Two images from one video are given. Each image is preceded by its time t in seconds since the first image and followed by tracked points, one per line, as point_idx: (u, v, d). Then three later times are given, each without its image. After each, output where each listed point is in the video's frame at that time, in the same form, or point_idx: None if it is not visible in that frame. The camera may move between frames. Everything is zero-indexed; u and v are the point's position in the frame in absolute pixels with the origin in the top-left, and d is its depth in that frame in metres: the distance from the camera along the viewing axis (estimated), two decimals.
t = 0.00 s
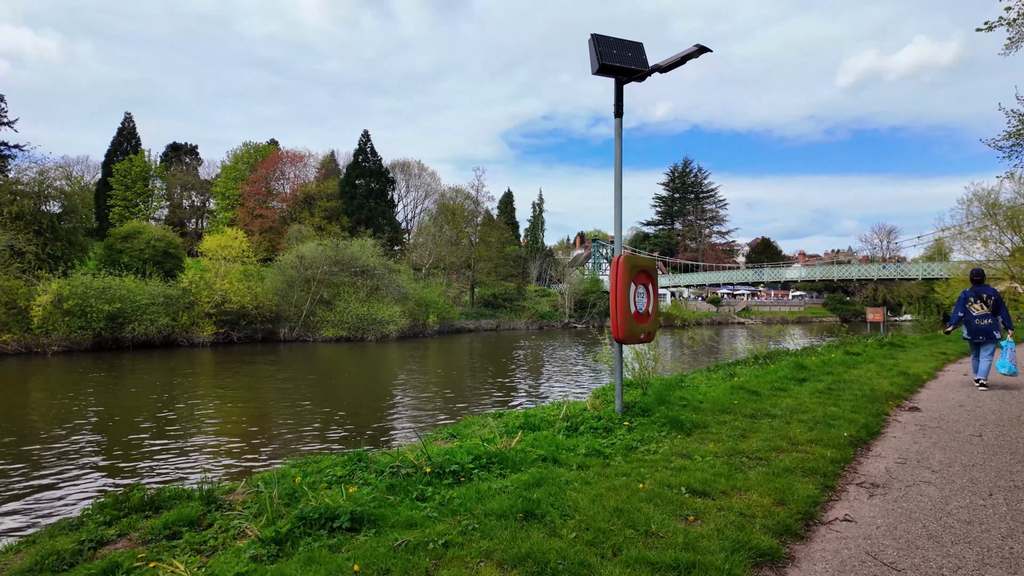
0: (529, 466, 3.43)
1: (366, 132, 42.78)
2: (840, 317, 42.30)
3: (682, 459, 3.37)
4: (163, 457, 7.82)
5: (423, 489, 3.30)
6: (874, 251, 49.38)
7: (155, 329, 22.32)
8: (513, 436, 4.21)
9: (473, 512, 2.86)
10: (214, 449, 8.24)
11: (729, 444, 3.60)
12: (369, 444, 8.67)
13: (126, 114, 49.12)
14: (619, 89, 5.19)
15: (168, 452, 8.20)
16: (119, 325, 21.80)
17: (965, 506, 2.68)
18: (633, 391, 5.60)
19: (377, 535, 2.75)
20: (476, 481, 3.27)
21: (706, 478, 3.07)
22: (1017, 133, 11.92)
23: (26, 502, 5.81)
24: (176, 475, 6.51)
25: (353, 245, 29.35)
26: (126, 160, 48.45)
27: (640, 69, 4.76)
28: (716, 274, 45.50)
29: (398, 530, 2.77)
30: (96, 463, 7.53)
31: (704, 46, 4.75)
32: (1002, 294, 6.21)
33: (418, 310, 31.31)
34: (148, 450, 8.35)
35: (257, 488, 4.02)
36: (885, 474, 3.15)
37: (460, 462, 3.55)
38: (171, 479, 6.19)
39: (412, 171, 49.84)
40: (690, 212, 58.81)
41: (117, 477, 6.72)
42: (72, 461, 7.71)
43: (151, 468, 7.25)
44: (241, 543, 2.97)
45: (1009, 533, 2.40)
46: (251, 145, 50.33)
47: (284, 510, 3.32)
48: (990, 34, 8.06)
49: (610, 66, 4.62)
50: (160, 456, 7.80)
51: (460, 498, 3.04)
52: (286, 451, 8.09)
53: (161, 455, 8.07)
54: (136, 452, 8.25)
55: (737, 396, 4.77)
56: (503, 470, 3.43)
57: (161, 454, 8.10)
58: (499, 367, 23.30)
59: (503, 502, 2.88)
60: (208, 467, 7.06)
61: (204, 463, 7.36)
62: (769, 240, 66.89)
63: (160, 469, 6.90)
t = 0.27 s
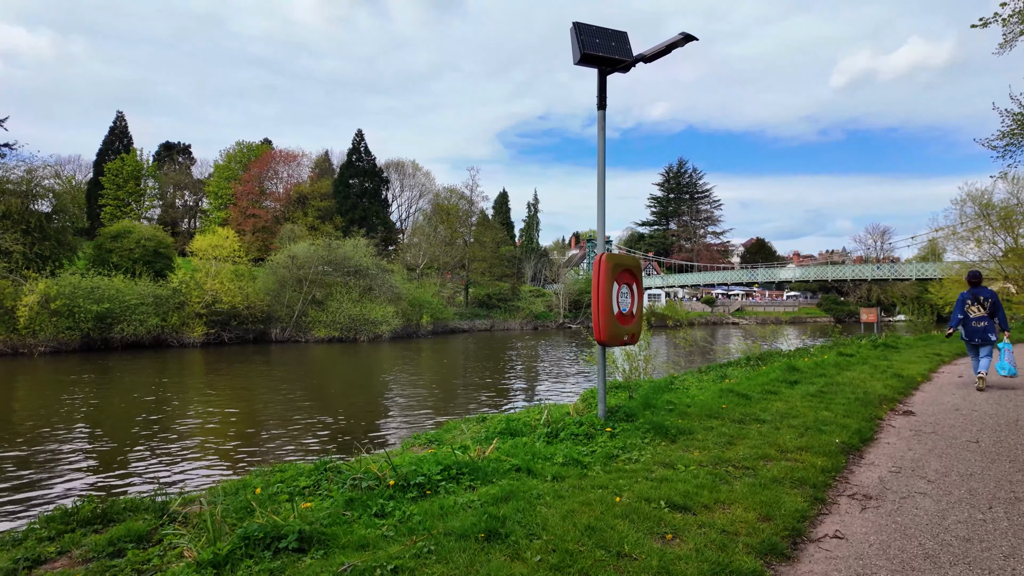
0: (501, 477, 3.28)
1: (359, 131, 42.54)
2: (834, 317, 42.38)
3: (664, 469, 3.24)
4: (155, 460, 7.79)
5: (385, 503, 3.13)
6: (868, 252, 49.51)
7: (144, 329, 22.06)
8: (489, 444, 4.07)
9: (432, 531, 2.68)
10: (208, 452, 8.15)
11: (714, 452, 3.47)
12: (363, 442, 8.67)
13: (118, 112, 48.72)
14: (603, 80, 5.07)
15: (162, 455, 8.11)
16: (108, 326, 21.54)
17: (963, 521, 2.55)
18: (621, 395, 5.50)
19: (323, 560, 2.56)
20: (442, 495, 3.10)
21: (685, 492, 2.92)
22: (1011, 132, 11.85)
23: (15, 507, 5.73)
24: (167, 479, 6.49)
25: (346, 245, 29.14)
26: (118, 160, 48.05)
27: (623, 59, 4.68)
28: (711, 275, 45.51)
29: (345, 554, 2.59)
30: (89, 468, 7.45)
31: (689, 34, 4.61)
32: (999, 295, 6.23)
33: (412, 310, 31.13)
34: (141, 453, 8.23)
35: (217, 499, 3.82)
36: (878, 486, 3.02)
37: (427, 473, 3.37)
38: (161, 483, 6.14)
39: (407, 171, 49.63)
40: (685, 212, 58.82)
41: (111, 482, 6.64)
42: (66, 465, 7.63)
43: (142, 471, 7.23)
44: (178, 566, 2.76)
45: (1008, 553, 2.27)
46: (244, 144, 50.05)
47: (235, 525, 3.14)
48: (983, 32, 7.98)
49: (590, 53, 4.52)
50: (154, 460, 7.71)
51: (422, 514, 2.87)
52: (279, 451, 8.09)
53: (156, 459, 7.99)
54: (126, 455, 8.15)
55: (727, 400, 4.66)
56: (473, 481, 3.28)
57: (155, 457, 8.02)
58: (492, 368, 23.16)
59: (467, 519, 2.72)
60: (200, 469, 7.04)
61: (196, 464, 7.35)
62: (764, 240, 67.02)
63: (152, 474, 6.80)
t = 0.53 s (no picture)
0: (463, 492, 3.09)
1: (354, 130, 42.33)
2: (830, 317, 42.37)
3: (640, 480, 3.10)
4: (150, 459, 7.75)
5: (332, 522, 2.88)
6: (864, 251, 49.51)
7: (135, 329, 21.84)
8: (455, 453, 3.91)
9: (377, 554, 2.45)
10: (203, 453, 8.07)
11: (696, 462, 3.35)
12: (360, 441, 8.74)
13: (111, 111, 48.41)
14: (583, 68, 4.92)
15: (156, 456, 8.02)
16: (97, 326, 21.31)
17: (958, 539, 2.41)
18: (607, 400, 5.40)
19: None
20: (395, 512, 2.89)
21: (660, 507, 2.75)
22: (1007, 130, 11.73)
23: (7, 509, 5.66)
24: (167, 480, 6.50)
25: (340, 244, 28.94)
26: (111, 159, 47.74)
27: (602, 45, 4.53)
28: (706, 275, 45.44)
29: None
30: (82, 468, 7.36)
31: (670, 18, 4.42)
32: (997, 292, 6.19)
33: (406, 310, 30.94)
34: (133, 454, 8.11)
35: (160, 512, 3.54)
36: (867, 498, 2.88)
37: (382, 486, 3.15)
38: (165, 484, 6.17)
39: (402, 170, 49.43)
40: (681, 212, 58.75)
41: (104, 483, 6.56)
42: (58, 467, 7.54)
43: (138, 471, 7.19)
44: None
45: None
46: (238, 143, 49.76)
47: (163, 547, 2.86)
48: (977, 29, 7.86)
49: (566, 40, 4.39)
50: (150, 460, 7.64)
51: (368, 534, 2.64)
52: (277, 449, 8.12)
53: (150, 459, 7.91)
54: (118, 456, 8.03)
55: (713, 404, 4.56)
56: (432, 496, 3.08)
57: (149, 458, 7.94)
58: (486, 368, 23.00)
59: (415, 541, 2.50)
60: (199, 469, 7.06)
61: (195, 464, 7.36)
62: (760, 240, 67.02)
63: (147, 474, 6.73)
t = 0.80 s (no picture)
0: (425, 509, 2.93)
1: (351, 130, 42.15)
2: (827, 317, 42.30)
3: (618, 495, 2.96)
4: (146, 460, 7.73)
5: (278, 543, 2.68)
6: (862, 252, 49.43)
7: (127, 330, 21.64)
8: (420, 465, 3.77)
9: None
10: (200, 455, 8.01)
11: (680, 473, 3.22)
12: (357, 441, 8.76)
13: (107, 111, 48.18)
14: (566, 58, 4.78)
15: (153, 457, 7.96)
16: (90, 326, 21.13)
17: (958, 561, 2.27)
18: (595, 404, 5.28)
19: None
20: (349, 532, 2.72)
21: (636, 525, 2.61)
22: (1006, 128, 11.59)
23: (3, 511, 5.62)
24: (164, 481, 6.49)
25: (335, 244, 28.76)
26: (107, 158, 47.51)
27: (583, 33, 4.40)
28: (704, 275, 45.34)
29: None
30: (79, 469, 7.31)
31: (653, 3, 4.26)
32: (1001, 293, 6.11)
33: (402, 310, 30.75)
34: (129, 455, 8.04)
35: (111, 527, 3.37)
36: (862, 514, 2.74)
37: (338, 503, 2.99)
38: (164, 486, 6.17)
39: (399, 170, 49.26)
40: (679, 212, 58.66)
41: (100, 485, 6.51)
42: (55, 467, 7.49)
43: (135, 473, 7.17)
44: None
45: None
46: (234, 143, 49.55)
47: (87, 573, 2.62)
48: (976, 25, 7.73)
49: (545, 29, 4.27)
50: (147, 462, 7.58)
51: (313, 557, 2.47)
52: (274, 450, 8.10)
53: (148, 460, 7.85)
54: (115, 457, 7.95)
55: (703, 409, 4.44)
56: (392, 513, 2.92)
57: (146, 459, 7.88)
58: (481, 369, 22.83)
59: (362, 567, 2.32)
60: (197, 471, 7.05)
61: (192, 465, 7.34)
62: (758, 240, 66.94)
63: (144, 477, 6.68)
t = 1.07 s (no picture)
0: (382, 524, 2.77)
1: (347, 129, 41.95)
2: (825, 317, 42.23)
3: (597, 507, 2.80)
4: (141, 459, 7.66)
5: (216, 562, 2.51)
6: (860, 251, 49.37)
7: (120, 329, 21.44)
8: (386, 473, 3.64)
9: None
10: (197, 453, 7.92)
11: (666, 481, 3.08)
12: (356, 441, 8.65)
13: (102, 109, 47.89)
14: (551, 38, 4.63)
15: (150, 456, 7.87)
16: (82, 325, 20.92)
17: None
18: (584, 406, 5.14)
19: None
20: (297, 550, 2.56)
21: (614, 541, 2.44)
22: (1007, 126, 11.45)
23: None
24: (156, 482, 6.41)
25: (330, 243, 28.57)
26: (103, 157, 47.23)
27: (566, 11, 4.25)
28: (702, 274, 45.24)
29: None
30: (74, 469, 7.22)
31: None
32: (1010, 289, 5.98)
33: (398, 310, 30.57)
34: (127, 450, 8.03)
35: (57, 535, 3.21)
36: (862, 529, 2.57)
37: (287, 517, 2.82)
38: (156, 486, 6.10)
39: (396, 169, 49.04)
40: (677, 212, 58.54)
41: (95, 486, 6.43)
42: (51, 466, 7.40)
43: (129, 473, 7.10)
44: None
45: None
46: (231, 141, 49.29)
47: None
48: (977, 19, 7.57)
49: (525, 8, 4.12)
50: (142, 461, 7.50)
51: None
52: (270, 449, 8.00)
53: (144, 459, 7.76)
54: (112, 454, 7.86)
55: (695, 411, 4.29)
56: (348, 528, 2.76)
57: (141, 457, 7.78)
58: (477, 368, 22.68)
59: None
60: (193, 471, 6.96)
61: (189, 465, 7.25)
62: (756, 240, 66.84)
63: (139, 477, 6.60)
